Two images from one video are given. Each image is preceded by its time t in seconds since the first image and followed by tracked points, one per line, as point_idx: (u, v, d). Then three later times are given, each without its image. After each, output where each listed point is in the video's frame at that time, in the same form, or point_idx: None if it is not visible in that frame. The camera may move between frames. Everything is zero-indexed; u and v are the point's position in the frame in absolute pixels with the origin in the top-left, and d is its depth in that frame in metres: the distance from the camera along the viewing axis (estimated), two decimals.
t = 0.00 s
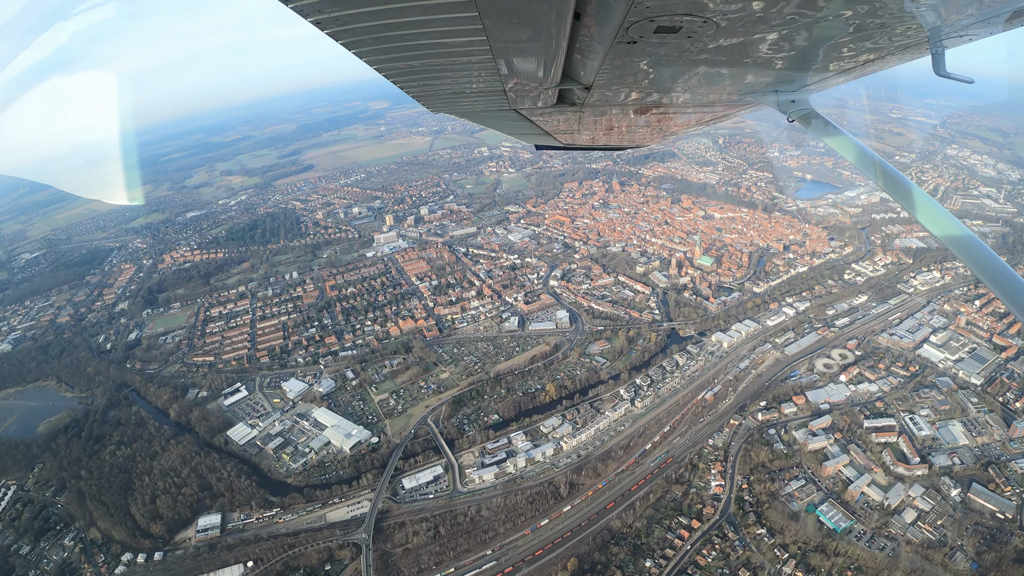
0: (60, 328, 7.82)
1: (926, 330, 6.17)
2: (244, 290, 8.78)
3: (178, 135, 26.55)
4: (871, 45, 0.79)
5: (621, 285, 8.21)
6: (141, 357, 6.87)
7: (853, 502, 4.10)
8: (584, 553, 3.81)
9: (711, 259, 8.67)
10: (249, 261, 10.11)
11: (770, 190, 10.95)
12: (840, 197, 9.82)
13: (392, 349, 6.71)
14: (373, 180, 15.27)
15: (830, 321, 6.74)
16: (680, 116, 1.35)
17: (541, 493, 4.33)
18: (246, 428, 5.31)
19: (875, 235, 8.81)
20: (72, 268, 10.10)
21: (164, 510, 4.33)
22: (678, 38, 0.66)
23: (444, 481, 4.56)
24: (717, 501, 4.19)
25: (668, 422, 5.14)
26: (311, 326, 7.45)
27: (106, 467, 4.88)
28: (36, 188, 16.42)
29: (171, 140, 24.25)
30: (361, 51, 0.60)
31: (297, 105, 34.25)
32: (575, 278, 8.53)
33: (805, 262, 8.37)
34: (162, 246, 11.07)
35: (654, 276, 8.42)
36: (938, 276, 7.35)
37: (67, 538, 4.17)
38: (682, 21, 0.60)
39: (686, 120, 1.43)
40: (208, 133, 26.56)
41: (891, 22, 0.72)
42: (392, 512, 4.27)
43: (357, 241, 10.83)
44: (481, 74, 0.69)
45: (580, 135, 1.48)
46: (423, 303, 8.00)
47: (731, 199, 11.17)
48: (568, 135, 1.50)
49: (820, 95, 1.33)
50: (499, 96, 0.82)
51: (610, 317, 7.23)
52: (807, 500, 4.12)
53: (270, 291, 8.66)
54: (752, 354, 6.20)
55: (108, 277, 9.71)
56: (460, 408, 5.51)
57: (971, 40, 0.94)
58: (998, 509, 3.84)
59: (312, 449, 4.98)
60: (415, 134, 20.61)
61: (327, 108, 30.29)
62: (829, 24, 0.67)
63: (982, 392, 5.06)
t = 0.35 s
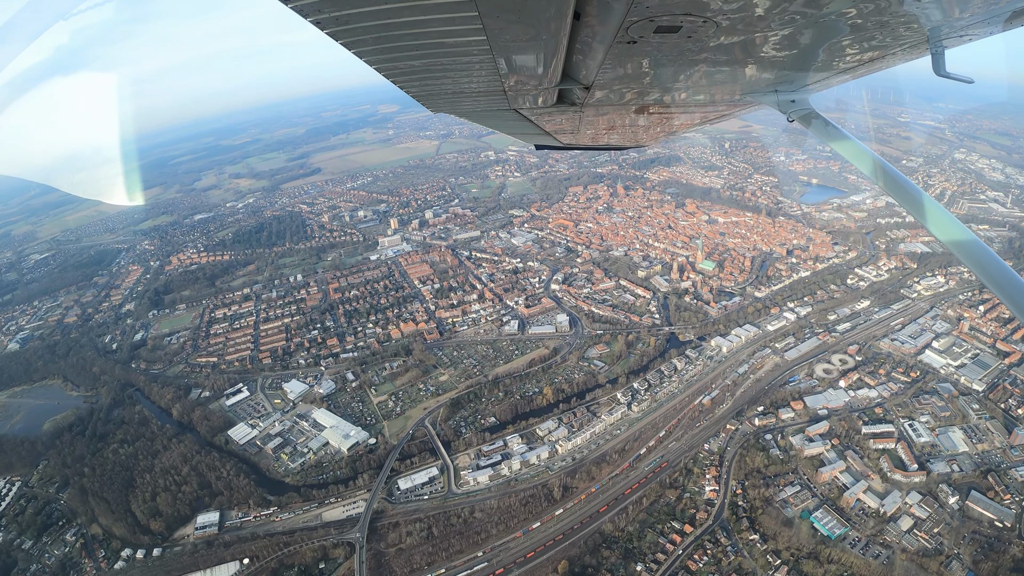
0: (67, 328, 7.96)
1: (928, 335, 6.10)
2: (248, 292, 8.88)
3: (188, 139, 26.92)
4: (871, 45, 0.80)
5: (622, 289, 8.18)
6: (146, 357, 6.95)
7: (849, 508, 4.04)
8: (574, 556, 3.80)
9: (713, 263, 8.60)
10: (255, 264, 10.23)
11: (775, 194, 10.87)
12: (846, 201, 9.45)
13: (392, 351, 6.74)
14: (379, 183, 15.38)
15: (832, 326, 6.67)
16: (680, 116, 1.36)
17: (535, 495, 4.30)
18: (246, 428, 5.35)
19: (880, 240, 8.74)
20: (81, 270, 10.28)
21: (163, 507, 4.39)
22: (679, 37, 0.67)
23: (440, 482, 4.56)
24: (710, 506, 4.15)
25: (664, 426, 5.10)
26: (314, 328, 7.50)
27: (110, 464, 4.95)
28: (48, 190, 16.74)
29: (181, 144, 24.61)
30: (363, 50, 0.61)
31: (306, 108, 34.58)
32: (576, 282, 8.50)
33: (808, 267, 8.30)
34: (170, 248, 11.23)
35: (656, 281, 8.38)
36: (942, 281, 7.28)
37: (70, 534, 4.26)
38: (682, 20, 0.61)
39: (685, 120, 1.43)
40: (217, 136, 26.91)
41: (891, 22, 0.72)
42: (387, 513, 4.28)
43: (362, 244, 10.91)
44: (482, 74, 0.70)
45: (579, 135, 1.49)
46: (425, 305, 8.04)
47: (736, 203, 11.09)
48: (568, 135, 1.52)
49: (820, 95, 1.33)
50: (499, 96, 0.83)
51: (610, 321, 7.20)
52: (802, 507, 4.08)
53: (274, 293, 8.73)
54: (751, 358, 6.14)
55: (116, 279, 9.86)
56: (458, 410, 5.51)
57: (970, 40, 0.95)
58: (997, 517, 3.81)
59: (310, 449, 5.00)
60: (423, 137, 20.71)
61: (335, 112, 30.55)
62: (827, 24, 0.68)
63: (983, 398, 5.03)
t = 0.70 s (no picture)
0: (73, 326, 8.09)
1: (929, 338, 6.03)
2: (252, 292, 8.96)
3: (196, 141, 27.21)
4: (870, 45, 0.79)
5: (622, 292, 8.15)
6: (149, 356, 7.04)
7: (842, 513, 3.99)
8: (564, 557, 3.79)
9: (714, 266, 8.55)
10: (259, 264, 10.32)
11: (779, 196, 10.79)
12: (848, 204, 9.76)
13: (391, 351, 6.77)
14: (384, 185, 15.46)
15: (832, 329, 6.60)
16: (680, 116, 1.36)
17: (527, 495, 4.31)
18: (246, 426, 5.41)
19: (883, 242, 8.65)
20: (88, 270, 10.43)
21: (162, 502, 4.44)
22: (679, 37, 0.67)
23: (434, 481, 4.57)
24: (702, 509, 4.11)
25: (659, 428, 5.08)
26: (315, 328, 7.56)
27: (112, 461, 5.02)
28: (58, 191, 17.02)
29: (189, 146, 24.90)
30: (362, 51, 0.61)
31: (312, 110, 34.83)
32: (577, 284, 8.48)
33: (810, 269, 8.22)
34: (175, 248, 11.36)
35: (656, 283, 8.34)
36: (945, 284, 7.21)
37: (71, 527, 4.33)
38: (680, 21, 0.62)
39: (685, 119, 1.42)
40: (226, 137, 27.22)
41: (893, 21, 0.72)
42: (380, 511, 4.30)
43: (365, 245, 10.98)
44: (481, 74, 0.70)
45: (578, 135, 1.49)
46: (425, 306, 8.07)
47: (740, 205, 11.01)
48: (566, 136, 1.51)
49: (821, 95, 1.33)
50: (499, 96, 0.84)
51: (609, 323, 7.17)
52: (795, 510, 4.03)
53: (277, 294, 8.81)
54: (749, 361, 6.10)
55: (122, 278, 9.98)
56: (454, 411, 5.52)
57: (971, 39, 0.95)
58: (994, 523, 3.73)
59: (308, 448, 5.04)
60: (429, 139, 20.77)
61: (342, 114, 30.73)
62: (826, 25, 0.68)
63: (983, 403, 4.96)
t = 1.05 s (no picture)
0: (78, 323, 8.20)
1: (929, 341, 5.97)
2: (255, 291, 9.05)
3: (204, 141, 27.47)
4: (870, 46, 0.79)
5: (621, 292, 8.13)
6: (152, 353, 7.12)
7: (835, 516, 3.96)
8: (553, 555, 3.79)
9: (714, 267, 8.51)
10: (262, 263, 10.41)
11: (782, 197, 10.72)
12: (853, 206, 9.73)
13: (389, 351, 6.80)
14: (389, 185, 15.54)
15: (830, 331, 6.54)
16: (679, 117, 1.36)
17: (519, 494, 4.32)
18: (245, 423, 5.46)
19: (886, 244, 8.56)
20: (95, 268, 10.57)
21: (161, 497, 4.50)
22: (679, 39, 0.67)
23: (427, 479, 4.60)
24: (694, 510, 4.09)
25: (653, 429, 5.06)
26: (315, 327, 7.61)
27: (112, 456, 5.09)
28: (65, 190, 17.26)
29: (196, 146, 25.14)
30: (362, 51, 0.60)
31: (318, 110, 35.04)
32: (576, 285, 8.47)
33: (811, 271, 8.15)
34: (180, 247, 11.48)
35: (656, 284, 8.31)
36: (947, 287, 7.11)
37: (72, 521, 4.39)
38: (681, 22, 0.62)
39: (686, 120, 1.42)
40: (232, 138, 27.47)
41: (893, 23, 0.72)
42: (373, 508, 4.34)
43: (367, 245, 11.04)
44: (481, 75, 0.70)
45: (579, 135, 1.49)
46: (425, 306, 8.09)
47: (742, 206, 10.95)
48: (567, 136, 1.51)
49: (821, 96, 1.33)
50: (499, 97, 0.83)
51: (607, 324, 7.15)
52: (787, 513, 4.00)
53: (279, 293, 8.88)
54: (746, 363, 6.06)
55: (127, 276, 10.11)
56: (450, 410, 5.53)
57: (971, 41, 0.95)
58: (989, 529, 3.68)
59: (305, 445, 5.08)
60: (434, 140, 20.83)
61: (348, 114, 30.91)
62: (827, 25, 0.68)
63: (982, 407, 4.90)
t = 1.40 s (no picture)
0: (82, 321, 8.31)
1: (928, 344, 5.90)
2: (257, 290, 9.13)
3: (211, 141, 27.72)
4: (870, 46, 0.79)
5: (620, 294, 8.11)
6: (155, 351, 7.20)
7: (826, 520, 3.91)
8: (543, 555, 3.79)
9: (713, 269, 8.48)
10: (265, 263, 10.49)
11: (784, 199, 10.64)
12: (856, 207, 9.48)
13: (387, 350, 6.83)
14: (392, 186, 15.60)
15: (828, 334, 6.48)
16: (679, 117, 1.36)
17: (510, 494, 4.33)
18: (243, 420, 5.51)
19: (887, 246, 8.47)
20: (100, 267, 10.71)
21: (159, 492, 4.55)
22: (680, 39, 0.67)
23: (421, 477, 4.62)
24: (684, 511, 4.07)
25: (647, 430, 5.04)
26: (316, 326, 7.66)
27: (113, 452, 5.15)
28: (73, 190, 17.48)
29: (202, 147, 25.37)
30: (362, 50, 0.61)
31: (325, 111, 35.22)
32: (575, 286, 8.46)
33: (811, 273, 8.09)
34: (185, 246, 11.60)
35: (654, 285, 8.27)
36: (948, 290, 7.01)
37: (71, 515, 4.44)
38: (682, 21, 0.62)
39: (686, 120, 1.42)
40: (239, 138, 27.72)
41: (893, 24, 0.72)
42: (366, 505, 4.37)
43: (369, 245, 11.10)
44: (481, 74, 0.70)
45: (579, 135, 1.49)
46: (424, 306, 8.11)
47: (744, 208, 10.89)
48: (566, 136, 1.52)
49: (822, 97, 1.33)
50: (499, 97, 0.84)
51: (604, 325, 7.14)
52: (778, 516, 3.97)
53: (281, 292, 8.96)
54: (742, 364, 6.02)
55: (133, 275, 10.24)
56: (445, 409, 5.55)
57: (971, 41, 0.95)
58: (983, 534, 3.64)
59: (301, 442, 5.11)
60: (438, 141, 20.89)
61: (355, 115, 31.09)
62: (827, 25, 0.68)
63: (980, 411, 4.84)
